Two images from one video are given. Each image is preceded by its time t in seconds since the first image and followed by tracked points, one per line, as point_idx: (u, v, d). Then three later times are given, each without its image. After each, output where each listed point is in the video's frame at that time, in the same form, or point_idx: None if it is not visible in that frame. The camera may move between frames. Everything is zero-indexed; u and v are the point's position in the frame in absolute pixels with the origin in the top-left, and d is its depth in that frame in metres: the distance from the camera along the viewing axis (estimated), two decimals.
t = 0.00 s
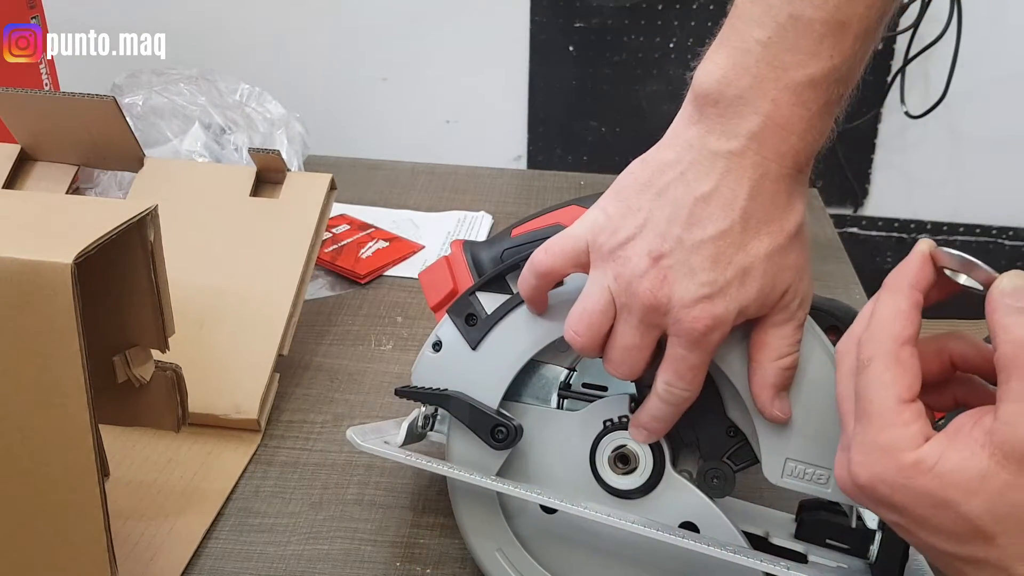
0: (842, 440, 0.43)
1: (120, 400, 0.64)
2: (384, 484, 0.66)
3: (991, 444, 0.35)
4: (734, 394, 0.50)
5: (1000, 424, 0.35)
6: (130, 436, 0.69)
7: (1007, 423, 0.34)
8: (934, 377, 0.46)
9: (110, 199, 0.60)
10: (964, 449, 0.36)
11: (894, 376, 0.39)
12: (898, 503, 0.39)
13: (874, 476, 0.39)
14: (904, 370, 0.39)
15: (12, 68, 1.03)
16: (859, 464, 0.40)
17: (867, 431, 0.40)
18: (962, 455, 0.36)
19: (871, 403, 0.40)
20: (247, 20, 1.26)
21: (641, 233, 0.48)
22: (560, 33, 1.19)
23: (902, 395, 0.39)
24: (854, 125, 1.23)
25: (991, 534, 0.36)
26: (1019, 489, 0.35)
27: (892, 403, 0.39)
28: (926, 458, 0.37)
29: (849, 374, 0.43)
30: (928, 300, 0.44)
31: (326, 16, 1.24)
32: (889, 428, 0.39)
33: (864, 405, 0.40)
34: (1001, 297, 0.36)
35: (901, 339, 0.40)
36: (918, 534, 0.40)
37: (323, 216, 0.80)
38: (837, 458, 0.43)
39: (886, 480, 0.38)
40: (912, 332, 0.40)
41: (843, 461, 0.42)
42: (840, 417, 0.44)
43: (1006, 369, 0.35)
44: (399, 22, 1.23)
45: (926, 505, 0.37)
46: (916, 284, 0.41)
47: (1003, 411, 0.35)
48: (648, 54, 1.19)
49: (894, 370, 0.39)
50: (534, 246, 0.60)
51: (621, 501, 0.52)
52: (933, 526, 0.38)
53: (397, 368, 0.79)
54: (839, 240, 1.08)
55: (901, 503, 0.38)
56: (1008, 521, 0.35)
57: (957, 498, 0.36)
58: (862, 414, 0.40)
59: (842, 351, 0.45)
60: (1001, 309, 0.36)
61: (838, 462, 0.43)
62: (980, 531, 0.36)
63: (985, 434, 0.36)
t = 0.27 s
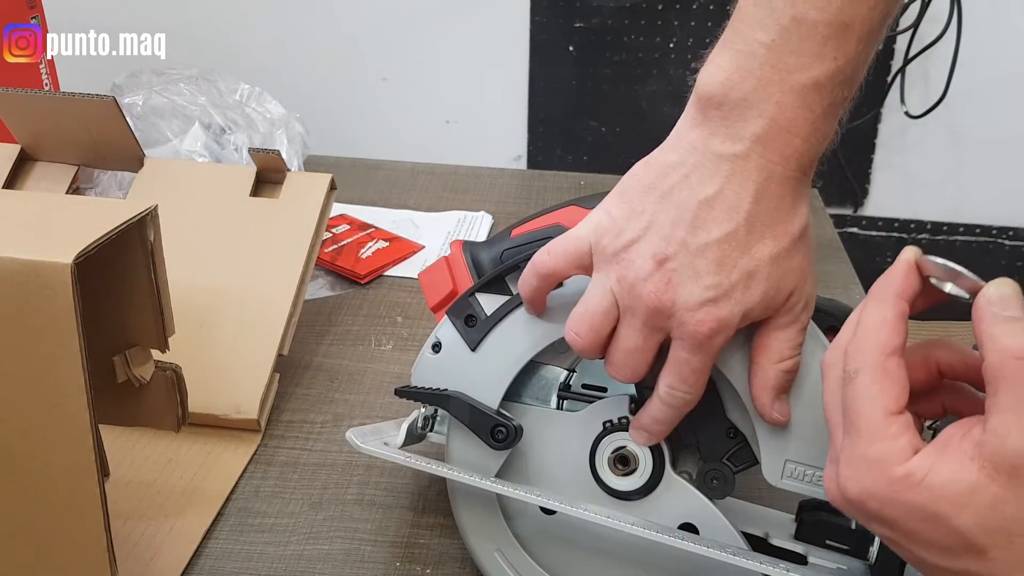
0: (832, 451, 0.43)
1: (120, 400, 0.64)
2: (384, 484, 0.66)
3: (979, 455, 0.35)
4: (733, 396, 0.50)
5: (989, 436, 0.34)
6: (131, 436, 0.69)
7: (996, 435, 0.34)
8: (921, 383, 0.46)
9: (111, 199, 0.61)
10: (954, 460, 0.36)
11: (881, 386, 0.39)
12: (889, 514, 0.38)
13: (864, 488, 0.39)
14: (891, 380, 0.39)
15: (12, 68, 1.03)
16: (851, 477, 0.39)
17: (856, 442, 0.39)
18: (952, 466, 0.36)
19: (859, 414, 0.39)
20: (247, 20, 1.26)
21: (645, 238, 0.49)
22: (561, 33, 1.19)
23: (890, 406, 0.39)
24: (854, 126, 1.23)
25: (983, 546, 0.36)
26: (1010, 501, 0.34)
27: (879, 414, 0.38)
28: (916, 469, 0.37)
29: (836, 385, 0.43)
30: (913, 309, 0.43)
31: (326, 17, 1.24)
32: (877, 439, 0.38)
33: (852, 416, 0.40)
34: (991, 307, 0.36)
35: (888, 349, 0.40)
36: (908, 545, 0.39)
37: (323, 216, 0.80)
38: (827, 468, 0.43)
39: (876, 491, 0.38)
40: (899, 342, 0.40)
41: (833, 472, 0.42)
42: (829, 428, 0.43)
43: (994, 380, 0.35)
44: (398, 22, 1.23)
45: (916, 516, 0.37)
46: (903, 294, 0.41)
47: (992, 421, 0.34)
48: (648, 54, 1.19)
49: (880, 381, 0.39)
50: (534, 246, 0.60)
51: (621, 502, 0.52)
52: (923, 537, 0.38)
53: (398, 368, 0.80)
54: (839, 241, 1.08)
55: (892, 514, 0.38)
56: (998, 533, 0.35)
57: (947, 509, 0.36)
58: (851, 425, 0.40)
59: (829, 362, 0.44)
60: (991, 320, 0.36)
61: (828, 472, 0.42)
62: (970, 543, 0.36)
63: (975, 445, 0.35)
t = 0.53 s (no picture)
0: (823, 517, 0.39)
1: (120, 400, 0.64)
2: (384, 484, 0.66)
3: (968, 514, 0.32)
4: (735, 398, 0.50)
5: (976, 494, 0.31)
6: (131, 436, 0.69)
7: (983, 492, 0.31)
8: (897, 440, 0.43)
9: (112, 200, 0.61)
10: (944, 522, 0.32)
11: (861, 453, 0.36)
12: None
13: (858, 561, 0.35)
14: (870, 444, 0.36)
15: (11, 68, 1.03)
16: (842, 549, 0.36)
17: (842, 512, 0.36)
18: (943, 529, 0.32)
19: (843, 483, 0.36)
20: (247, 20, 1.26)
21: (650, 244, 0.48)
22: (561, 33, 1.19)
23: (873, 472, 0.35)
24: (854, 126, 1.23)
25: None
26: (1006, 559, 0.31)
27: (863, 483, 0.35)
28: (905, 536, 0.33)
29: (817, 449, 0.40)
30: (884, 362, 0.40)
31: (326, 17, 1.24)
32: (863, 510, 0.35)
33: (837, 486, 0.37)
34: (957, 357, 0.33)
35: (864, 411, 0.36)
36: None
37: (322, 216, 0.80)
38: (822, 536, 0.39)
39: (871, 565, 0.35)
40: (874, 402, 0.37)
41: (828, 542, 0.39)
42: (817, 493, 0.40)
43: (975, 435, 0.31)
44: (398, 22, 1.23)
45: None
46: (871, 351, 0.37)
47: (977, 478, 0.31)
48: (649, 55, 1.19)
49: (859, 446, 0.36)
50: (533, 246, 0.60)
51: (621, 502, 0.52)
52: None
53: (397, 368, 0.80)
54: (839, 241, 1.08)
55: None
56: None
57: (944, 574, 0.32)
58: (837, 495, 0.37)
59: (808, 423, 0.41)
60: (959, 370, 0.32)
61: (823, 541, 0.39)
62: None
63: (963, 499, 0.32)
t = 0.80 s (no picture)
0: None
1: (120, 400, 0.64)
2: (384, 484, 0.66)
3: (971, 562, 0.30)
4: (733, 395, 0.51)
5: (976, 539, 0.29)
6: (132, 436, 0.69)
7: (983, 534, 0.29)
8: (881, 493, 0.40)
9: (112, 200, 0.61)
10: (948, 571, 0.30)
11: (847, 512, 0.34)
12: None
13: None
14: (856, 502, 0.34)
15: (11, 68, 1.03)
16: None
17: None
18: None
19: (836, 547, 0.34)
20: (247, 20, 1.26)
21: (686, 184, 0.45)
22: (561, 33, 1.19)
23: (862, 530, 0.34)
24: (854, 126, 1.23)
25: None
26: None
27: (856, 544, 0.33)
28: None
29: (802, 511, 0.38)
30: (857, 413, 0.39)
31: (326, 17, 1.24)
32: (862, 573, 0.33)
33: (830, 552, 0.34)
34: (932, 398, 0.31)
35: (844, 467, 0.35)
36: None
37: (322, 216, 0.80)
38: None
39: None
40: (852, 457, 0.35)
41: None
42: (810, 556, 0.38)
43: (964, 476, 0.30)
44: (398, 22, 1.23)
45: None
46: (841, 405, 0.36)
47: (977, 521, 0.29)
48: (649, 55, 1.19)
49: (845, 506, 0.34)
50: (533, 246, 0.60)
51: (621, 502, 0.53)
52: None
53: (397, 368, 0.79)
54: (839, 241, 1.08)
55: None
56: None
57: None
58: (832, 561, 0.34)
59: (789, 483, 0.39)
60: (937, 410, 0.31)
61: None
62: None
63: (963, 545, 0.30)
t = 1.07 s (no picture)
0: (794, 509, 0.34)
1: (120, 400, 0.64)
2: (384, 484, 0.66)
3: (942, 460, 0.28)
4: (733, 394, 0.51)
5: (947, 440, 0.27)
6: (132, 436, 0.69)
7: (955, 432, 0.27)
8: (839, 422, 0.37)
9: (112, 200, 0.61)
10: (922, 468, 0.28)
11: (815, 424, 0.31)
12: (883, 555, 0.30)
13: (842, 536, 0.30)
14: (822, 415, 0.31)
15: (11, 68, 1.03)
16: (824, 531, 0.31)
17: (813, 488, 0.31)
18: (923, 479, 0.28)
19: (805, 456, 0.31)
20: (247, 21, 1.26)
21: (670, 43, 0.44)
22: (560, 33, 1.19)
23: (834, 439, 0.31)
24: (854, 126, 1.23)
25: (995, 563, 0.28)
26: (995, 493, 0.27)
27: (825, 452, 0.30)
28: (887, 495, 0.28)
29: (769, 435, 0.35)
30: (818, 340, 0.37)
31: (326, 17, 1.24)
32: (833, 484, 0.30)
33: (799, 464, 0.32)
34: (892, 307, 0.30)
35: (810, 379, 0.32)
36: None
37: (323, 216, 0.80)
38: (798, 526, 0.34)
39: (859, 538, 0.29)
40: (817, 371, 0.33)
41: (808, 535, 0.33)
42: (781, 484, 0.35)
43: (932, 378, 0.28)
44: (398, 22, 1.23)
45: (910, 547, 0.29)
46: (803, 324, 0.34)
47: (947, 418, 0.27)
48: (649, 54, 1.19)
49: (812, 419, 0.31)
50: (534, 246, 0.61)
51: (621, 502, 0.53)
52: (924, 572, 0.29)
53: (397, 368, 0.79)
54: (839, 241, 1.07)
55: (884, 553, 0.30)
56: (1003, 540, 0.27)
57: (938, 531, 0.28)
58: (803, 473, 0.32)
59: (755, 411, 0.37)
60: (896, 317, 0.29)
61: (802, 533, 0.34)
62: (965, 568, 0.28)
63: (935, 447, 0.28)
